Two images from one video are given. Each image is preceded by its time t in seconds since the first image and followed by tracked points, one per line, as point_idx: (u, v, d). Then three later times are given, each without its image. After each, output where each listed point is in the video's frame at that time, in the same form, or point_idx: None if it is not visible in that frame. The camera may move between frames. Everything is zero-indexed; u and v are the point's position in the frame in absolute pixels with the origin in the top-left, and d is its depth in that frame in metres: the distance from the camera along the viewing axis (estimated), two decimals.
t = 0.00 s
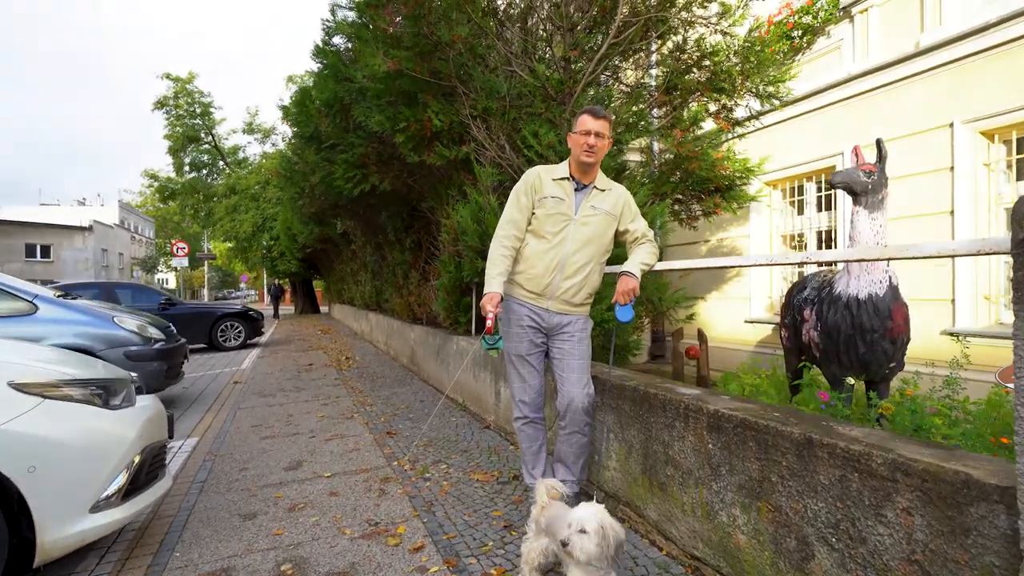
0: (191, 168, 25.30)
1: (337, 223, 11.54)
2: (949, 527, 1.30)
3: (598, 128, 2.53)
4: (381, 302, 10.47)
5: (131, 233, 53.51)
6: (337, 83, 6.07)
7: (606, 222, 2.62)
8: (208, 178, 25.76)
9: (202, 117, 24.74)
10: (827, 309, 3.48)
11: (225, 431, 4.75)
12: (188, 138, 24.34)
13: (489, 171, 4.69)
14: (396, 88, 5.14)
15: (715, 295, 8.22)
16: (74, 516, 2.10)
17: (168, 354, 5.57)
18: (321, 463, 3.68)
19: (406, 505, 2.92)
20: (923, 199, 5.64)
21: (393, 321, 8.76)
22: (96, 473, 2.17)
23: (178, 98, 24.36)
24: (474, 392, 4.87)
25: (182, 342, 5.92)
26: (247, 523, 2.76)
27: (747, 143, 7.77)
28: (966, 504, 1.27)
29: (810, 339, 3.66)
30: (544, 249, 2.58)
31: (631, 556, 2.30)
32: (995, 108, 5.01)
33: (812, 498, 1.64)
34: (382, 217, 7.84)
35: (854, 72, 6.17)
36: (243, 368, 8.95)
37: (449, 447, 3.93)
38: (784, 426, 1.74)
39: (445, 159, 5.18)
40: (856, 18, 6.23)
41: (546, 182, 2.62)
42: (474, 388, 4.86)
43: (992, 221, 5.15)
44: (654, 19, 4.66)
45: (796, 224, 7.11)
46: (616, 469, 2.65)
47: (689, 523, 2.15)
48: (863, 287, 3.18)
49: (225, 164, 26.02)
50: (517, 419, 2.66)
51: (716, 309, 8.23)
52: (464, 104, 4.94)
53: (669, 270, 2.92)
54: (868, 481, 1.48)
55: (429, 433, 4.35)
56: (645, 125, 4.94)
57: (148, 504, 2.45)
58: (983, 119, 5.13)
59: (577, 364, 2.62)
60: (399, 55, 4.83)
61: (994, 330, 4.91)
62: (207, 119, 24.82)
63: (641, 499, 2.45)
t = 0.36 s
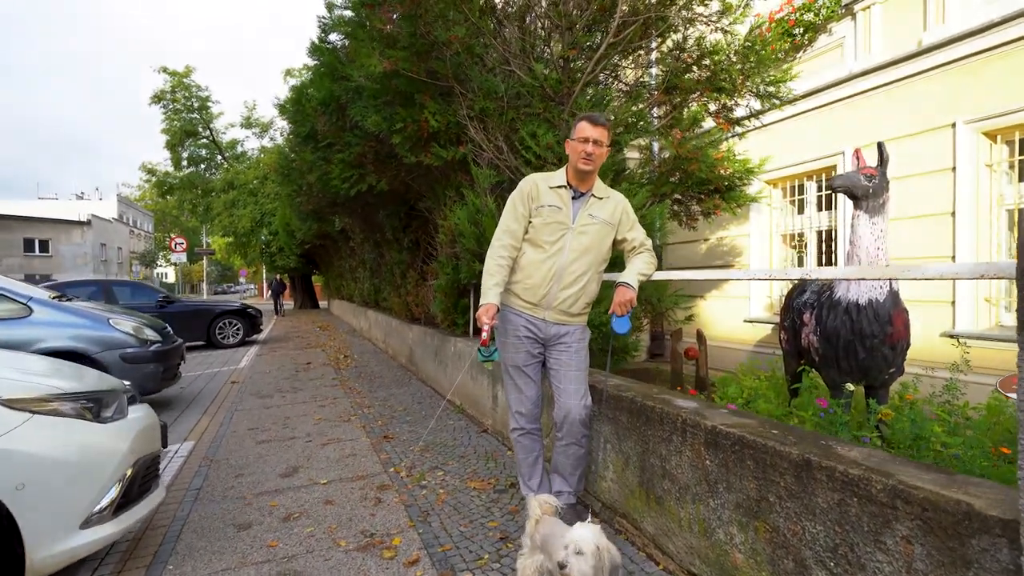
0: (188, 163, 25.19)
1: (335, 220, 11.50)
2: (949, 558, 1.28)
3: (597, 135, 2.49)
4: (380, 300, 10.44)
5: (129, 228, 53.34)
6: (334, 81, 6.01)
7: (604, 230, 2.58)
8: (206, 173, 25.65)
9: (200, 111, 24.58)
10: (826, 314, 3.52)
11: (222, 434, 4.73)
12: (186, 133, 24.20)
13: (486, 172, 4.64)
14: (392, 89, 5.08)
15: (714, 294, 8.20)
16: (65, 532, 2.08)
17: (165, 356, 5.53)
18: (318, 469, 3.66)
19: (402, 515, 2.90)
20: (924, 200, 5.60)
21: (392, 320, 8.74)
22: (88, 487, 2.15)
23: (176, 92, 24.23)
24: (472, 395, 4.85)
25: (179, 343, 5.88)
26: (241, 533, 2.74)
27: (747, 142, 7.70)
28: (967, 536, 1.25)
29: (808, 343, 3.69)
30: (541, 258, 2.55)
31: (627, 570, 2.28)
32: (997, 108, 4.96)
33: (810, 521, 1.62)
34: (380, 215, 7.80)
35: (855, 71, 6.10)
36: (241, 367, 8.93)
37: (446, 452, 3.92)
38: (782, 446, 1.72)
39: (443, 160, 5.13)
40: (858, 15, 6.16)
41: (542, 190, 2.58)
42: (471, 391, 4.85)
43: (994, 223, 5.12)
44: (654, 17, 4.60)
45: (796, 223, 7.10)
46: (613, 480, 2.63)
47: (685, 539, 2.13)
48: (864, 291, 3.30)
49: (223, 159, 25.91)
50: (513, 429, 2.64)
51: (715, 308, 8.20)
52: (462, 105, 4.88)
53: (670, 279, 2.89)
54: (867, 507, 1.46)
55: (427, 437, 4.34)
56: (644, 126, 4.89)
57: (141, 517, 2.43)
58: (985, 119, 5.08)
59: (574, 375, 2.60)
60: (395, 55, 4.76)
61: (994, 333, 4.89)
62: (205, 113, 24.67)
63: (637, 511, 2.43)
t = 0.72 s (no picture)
0: (186, 158, 25.09)
1: (332, 218, 11.45)
2: None
3: (594, 145, 2.44)
4: (377, 299, 10.41)
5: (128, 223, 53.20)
6: (329, 81, 5.95)
7: (598, 241, 2.54)
8: (204, 169, 25.55)
9: (198, 106, 24.45)
10: (825, 321, 3.51)
11: (216, 439, 4.69)
12: (184, 128, 24.08)
13: (482, 176, 4.59)
14: (387, 91, 5.02)
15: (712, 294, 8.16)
16: (49, 551, 2.05)
17: (159, 359, 5.49)
18: (311, 477, 3.64)
19: (394, 528, 2.87)
20: (924, 203, 5.56)
21: (388, 320, 8.71)
22: (73, 504, 2.12)
23: (174, 87, 24.11)
24: (467, 399, 4.82)
25: (173, 346, 5.83)
26: (231, 547, 2.71)
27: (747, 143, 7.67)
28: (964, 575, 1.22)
29: (807, 349, 3.68)
30: (534, 270, 2.51)
31: None
32: (998, 111, 4.91)
33: (805, 549, 1.59)
34: (377, 215, 7.75)
35: (856, 71, 6.04)
36: (238, 367, 8.90)
37: (441, 459, 3.89)
38: (777, 471, 1.69)
39: (438, 163, 5.08)
40: (859, 15, 6.10)
41: (535, 200, 2.54)
42: (467, 395, 4.82)
43: (994, 227, 5.07)
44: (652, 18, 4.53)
45: (795, 224, 7.07)
46: (608, 494, 2.60)
47: (679, 559, 2.10)
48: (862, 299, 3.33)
49: (222, 154, 25.82)
50: (506, 444, 2.61)
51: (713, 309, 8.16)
52: (457, 107, 4.83)
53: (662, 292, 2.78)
54: (863, 539, 1.43)
55: (422, 443, 4.31)
56: (642, 128, 4.83)
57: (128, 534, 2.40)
58: (986, 122, 5.02)
59: (568, 388, 2.56)
60: (389, 57, 4.69)
61: (993, 338, 4.85)
62: (203, 108, 24.54)
63: (632, 528, 2.40)
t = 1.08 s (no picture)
0: (184, 156, 24.99)
1: (330, 218, 11.39)
2: None
3: (590, 154, 2.42)
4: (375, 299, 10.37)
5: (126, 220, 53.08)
6: (326, 82, 5.88)
7: (592, 253, 2.50)
8: (202, 166, 25.45)
9: (196, 103, 24.33)
10: (824, 330, 3.49)
11: (211, 445, 4.66)
12: (181, 125, 23.97)
13: (479, 180, 4.53)
14: (382, 94, 4.97)
15: (711, 296, 8.13)
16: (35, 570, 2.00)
17: (155, 362, 5.45)
18: (306, 486, 3.60)
19: (388, 540, 2.85)
20: (924, 207, 5.53)
21: (386, 321, 8.68)
22: (60, 521, 2.08)
23: (171, 84, 23.98)
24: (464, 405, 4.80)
25: (169, 350, 5.79)
26: (224, 561, 2.68)
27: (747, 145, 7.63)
28: None
29: (807, 357, 3.67)
30: (527, 282, 2.48)
31: None
32: (999, 115, 4.87)
33: None
34: (374, 216, 7.70)
35: (857, 73, 6.00)
36: (235, 368, 8.87)
37: (437, 467, 3.87)
38: (776, 495, 1.66)
39: (435, 166, 5.03)
40: (861, 16, 6.04)
41: (528, 210, 2.50)
42: (464, 400, 4.80)
43: (994, 231, 5.02)
44: (651, 20, 4.48)
45: (794, 227, 7.05)
46: (604, 508, 2.57)
47: None
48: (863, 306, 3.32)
49: (220, 151, 25.74)
50: (500, 458, 2.58)
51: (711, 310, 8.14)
52: (454, 110, 4.78)
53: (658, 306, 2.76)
54: (864, 568, 1.41)
55: (418, 450, 4.28)
56: (641, 131, 4.78)
57: (118, 550, 2.36)
58: (986, 126, 4.98)
59: (563, 401, 2.54)
60: (385, 59, 4.63)
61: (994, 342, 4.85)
62: (201, 105, 24.41)
63: (628, 544, 2.37)
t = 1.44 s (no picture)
0: (180, 154, 24.86)
1: (326, 217, 11.33)
2: None
3: (566, 152, 2.43)
4: (371, 299, 10.32)
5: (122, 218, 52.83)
6: (320, 82, 5.82)
7: (581, 252, 2.54)
8: (199, 164, 25.33)
9: (192, 101, 24.18)
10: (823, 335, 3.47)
11: (204, 450, 4.61)
12: (177, 123, 23.83)
13: (475, 182, 4.48)
14: (377, 95, 4.91)
15: (708, 297, 8.10)
16: None
17: (148, 365, 5.39)
18: (299, 493, 3.57)
19: (381, 551, 2.81)
20: (924, 209, 5.50)
21: (382, 323, 8.63)
22: (42, 536, 2.03)
23: (167, 81, 23.81)
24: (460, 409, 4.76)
25: (162, 353, 5.73)
26: (214, 573, 2.64)
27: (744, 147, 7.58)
28: None
29: (806, 361, 3.65)
30: (520, 289, 2.45)
31: None
32: (998, 118, 4.83)
33: None
34: (370, 217, 7.65)
35: (854, 75, 5.97)
36: (230, 369, 8.81)
37: (431, 474, 3.83)
38: (774, 514, 1.63)
39: (430, 168, 4.99)
40: (859, 17, 6.00)
41: (514, 216, 2.49)
42: (459, 404, 4.76)
43: (994, 234, 4.99)
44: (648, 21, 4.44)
45: (792, 228, 7.02)
46: (599, 519, 2.53)
47: None
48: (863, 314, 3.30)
49: (217, 149, 25.63)
50: (496, 469, 2.55)
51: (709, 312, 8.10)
52: (450, 112, 4.73)
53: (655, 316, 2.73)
54: None
55: (413, 456, 4.25)
56: (639, 133, 4.73)
57: (104, 563, 2.31)
58: (986, 128, 4.95)
59: (561, 408, 2.53)
60: (379, 60, 4.57)
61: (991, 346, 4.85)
62: (197, 103, 24.26)
63: (623, 557, 2.33)
